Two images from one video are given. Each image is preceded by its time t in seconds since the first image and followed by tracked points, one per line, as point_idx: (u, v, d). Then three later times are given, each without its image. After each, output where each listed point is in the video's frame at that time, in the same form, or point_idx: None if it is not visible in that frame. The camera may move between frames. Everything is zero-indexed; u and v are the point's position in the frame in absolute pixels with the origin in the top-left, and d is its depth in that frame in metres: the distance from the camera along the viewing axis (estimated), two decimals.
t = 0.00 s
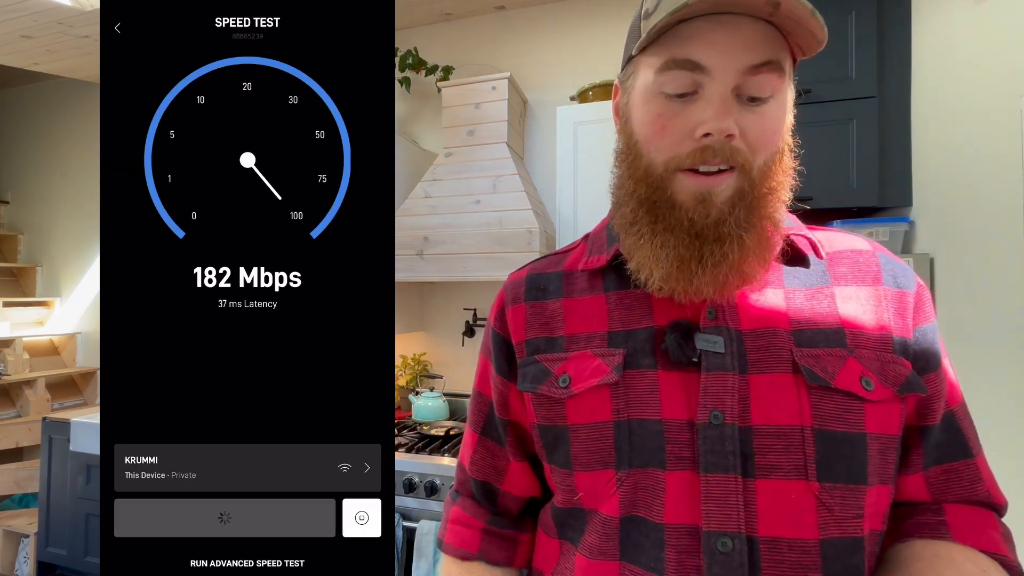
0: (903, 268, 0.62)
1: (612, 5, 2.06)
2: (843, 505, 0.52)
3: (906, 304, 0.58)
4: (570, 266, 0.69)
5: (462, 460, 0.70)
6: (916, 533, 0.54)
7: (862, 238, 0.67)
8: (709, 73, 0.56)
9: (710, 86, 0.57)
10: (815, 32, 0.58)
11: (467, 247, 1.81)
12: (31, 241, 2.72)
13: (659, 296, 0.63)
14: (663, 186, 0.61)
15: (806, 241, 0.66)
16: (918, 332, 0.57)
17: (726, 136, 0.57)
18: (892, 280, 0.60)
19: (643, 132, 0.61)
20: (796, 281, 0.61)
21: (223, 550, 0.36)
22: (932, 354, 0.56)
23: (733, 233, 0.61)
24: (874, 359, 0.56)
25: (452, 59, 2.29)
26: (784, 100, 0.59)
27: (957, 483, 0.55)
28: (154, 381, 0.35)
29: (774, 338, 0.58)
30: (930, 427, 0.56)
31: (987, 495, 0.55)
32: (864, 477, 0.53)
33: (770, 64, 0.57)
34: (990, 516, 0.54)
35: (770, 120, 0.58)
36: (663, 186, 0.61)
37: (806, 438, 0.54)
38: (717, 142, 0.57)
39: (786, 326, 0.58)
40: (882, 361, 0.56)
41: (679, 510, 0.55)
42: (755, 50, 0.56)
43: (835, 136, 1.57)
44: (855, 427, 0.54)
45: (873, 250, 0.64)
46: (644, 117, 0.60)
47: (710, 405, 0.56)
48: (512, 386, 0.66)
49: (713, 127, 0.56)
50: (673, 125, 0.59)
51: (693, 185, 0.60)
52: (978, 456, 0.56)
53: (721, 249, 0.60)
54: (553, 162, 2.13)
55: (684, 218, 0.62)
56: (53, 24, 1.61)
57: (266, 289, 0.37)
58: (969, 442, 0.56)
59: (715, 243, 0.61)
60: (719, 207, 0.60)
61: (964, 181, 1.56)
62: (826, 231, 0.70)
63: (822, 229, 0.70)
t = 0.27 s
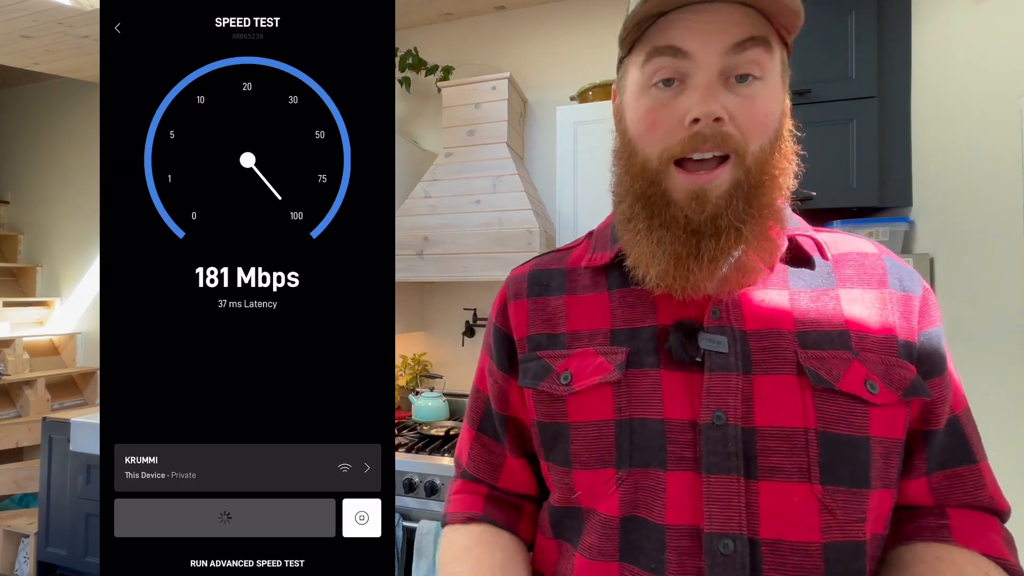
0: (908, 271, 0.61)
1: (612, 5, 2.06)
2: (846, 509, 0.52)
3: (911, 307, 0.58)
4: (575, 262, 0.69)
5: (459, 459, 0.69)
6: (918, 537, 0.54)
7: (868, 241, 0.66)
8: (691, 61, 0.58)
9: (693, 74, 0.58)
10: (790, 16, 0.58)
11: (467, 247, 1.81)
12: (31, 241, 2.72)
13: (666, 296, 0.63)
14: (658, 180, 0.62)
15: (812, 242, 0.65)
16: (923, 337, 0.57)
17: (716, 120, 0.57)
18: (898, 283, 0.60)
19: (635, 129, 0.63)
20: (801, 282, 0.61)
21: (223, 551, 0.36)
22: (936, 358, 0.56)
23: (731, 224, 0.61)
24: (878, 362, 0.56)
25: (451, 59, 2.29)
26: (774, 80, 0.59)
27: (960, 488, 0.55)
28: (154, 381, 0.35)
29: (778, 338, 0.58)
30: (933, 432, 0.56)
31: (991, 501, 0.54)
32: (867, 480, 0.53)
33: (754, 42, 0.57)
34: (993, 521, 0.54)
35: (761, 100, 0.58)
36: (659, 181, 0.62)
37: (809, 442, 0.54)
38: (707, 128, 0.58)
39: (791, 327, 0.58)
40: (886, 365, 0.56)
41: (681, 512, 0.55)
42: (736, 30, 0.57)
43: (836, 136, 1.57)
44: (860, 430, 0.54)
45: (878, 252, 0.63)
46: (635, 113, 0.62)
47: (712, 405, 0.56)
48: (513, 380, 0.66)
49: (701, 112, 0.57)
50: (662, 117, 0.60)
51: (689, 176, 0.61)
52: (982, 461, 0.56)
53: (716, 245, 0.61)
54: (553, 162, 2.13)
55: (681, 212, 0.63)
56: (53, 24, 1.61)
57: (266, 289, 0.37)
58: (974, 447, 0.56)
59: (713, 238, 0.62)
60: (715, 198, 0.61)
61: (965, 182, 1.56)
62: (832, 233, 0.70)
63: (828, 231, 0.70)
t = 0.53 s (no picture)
0: (909, 278, 0.62)
1: (611, 5, 2.06)
2: (857, 507, 0.53)
3: (913, 313, 0.59)
4: (585, 258, 0.70)
5: (460, 460, 0.68)
6: (913, 538, 0.54)
7: (868, 247, 0.67)
8: (681, 71, 0.61)
9: (685, 82, 0.61)
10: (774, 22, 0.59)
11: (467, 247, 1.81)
12: (31, 241, 2.71)
13: (678, 293, 0.63)
14: (659, 182, 0.65)
15: (818, 244, 0.66)
16: (923, 341, 0.59)
17: (709, 124, 0.59)
18: (899, 288, 0.61)
19: (634, 136, 0.66)
20: (809, 284, 0.61)
21: (222, 551, 0.36)
22: (936, 362, 0.58)
23: (732, 216, 0.63)
24: (885, 364, 0.56)
25: (451, 59, 2.29)
26: (765, 81, 0.61)
27: (952, 489, 0.55)
28: (154, 381, 0.35)
29: (789, 337, 0.58)
30: (931, 434, 0.56)
31: (981, 503, 0.55)
32: (877, 479, 0.53)
33: (741, 48, 0.59)
34: (982, 523, 0.55)
35: (753, 102, 0.60)
36: (659, 183, 0.65)
37: (822, 438, 0.54)
38: (701, 133, 0.60)
39: (801, 328, 0.58)
40: (892, 368, 0.56)
41: (694, 510, 0.55)
42: (723, 38, 0.60)
43: (836, 136, 1.57)
44: (869, 429, 0.54)
45: (882, 259, 0.64)
46: (633, 122, 0.65)
47: (727, 403, 0.56)
48: (521, 374, 0.66)
49: (694, 118, 0.59)
50: (658, 124, 0.62)
51: (688, 177, 0.63)
52: (974, 464, 0.57)
53: (718, 234, 0.63)
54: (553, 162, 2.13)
55: (683, 209, 0.65)
56: (53, 24, 1.60)
57: (266, 289, 0.37)
58: (967, 449, 0.57)
59: (715, 230, 0.64)
60: (716, 195, 0.63)
61: (965, 182, 1.56)
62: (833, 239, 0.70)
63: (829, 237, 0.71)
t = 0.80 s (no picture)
0: (906, 275, 0.62)
1: (611, 5, 2.06)
2: (859, 503, 0.52)
3: (910, 310, 0.59)
4: (583, 260, 0.70)
5: (461, 463, 0.67)
6: (915, 533, 0.54)
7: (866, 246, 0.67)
8: (674, 75, 0.61)
9: (678, 87, 0.61)
10: (762, 27, 0.59)
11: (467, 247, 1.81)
12: (31, 240, 2.71)
13: (679, 300, 0.63)
14: (654, 187, 0.65)
15: (816, 242, 0.66)
16: (920, 338, 0.59)
17: (702, 129, 0.60)
18: (897, 286, 0.61)
19: (630, 140, 0.66)
20: (807, 282, 0.61)
21: (222, 550, 0.36)
22: (933, 358, 0.58)
23: (727, 225, 0.64)
24: (883, 360, 0.56)
25: (451, 59, 2.29)
26: (759, 85, 0.61)
27: (953, 484, 0.55)
28: (154, 381, 0.35)
29: (787, 336, 0.58)
30: (931, 429, 0.56)
31: (983, 498, 0.55)
32: (878, 475, 0.53)
33: (733, 53, 0.60)
34: (983, 517, 0.55)
35: (747, 106, 0.60)
36: (655, 188, 0.65)
37: (824, 435, 0.54)
38: (694, 138, 0.60)
39: (800, 328, 0.58)
40: (890, 364, 0.56)
41: (699, 508, 0.55)
42: (715, 43, 0.60)
43: (836, 136, 1.57)
44: (870, 425, 0.54)
45: (879, 256, 0.64)
46: (629, 127, 0.65)
47: (729, 402, 0.56)
48: (523, 375, 0.66)
49: (687, 123, 0.60)
50: (653, 129, 0.63)
51: (684, 183, 0.63)
52: (973, 459, 0.56)
53: (715, 246, 0.63)
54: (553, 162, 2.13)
55: (678, 215, 0.65)
56: (53, 24, 1.60)
57: (266, 289, 0.37)
58: (965, 444, 0.56)
59: (713, 242, 0.64)
60: (711, 200, 0.63)
61: (965, 182, 1.56)
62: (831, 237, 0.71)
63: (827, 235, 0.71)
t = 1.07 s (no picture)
0: (900, 274, 0.63)
1: (611, 5, 2.06)
2: (856, 500, 0.53)
3: (904, 309, 0.60)
4: (581, 262, 0.70)
5: (464, 463, 0.67)
6: (911, 529, 0.54)
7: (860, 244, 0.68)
8: (670, 80, 0.62)
9: (673, 91, 0.61)
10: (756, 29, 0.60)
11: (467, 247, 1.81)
12: (31, 240, 2.71)
13: (674, 295, 0.63)
14: (651, 188, 0.65)
15: (811, 242, 0.66)
16: (915, 336, 0.59)
17: (698, 132, 0.60)
18: (891, 284, 0.61)
19: (626, 143, 0.66)
20: (803, 281, 0.61)
21: (222, 550, 0.36)
22: (928, 357, 0.58)
23: (722, 223, 0.64)
24: (879, 358, 0.56)
25: (451, 59, 2.29)
26: (753, 88, 0.61)
27: (948, 480, 0.55)
28: (154, 381, 0.35)
29: (784, 335, 0.58)
30: (926, 426, 0.56)
31: (977, 493, 0.55)
32: (874, 472, 0.53)
33: (727, 58, 0.60)
34: (977, 512, 0.55)
35: (741, 109, 0.61)
36: (651, 188, 0.65)
37: (820, 433, 0.54)
38: (690, 141, 0.61)
39: (797, 327, 0.58)
40: (886, 362, 0.56)
41: (697, 506, 0.54)
42: (710, 48, 0.60)
43: (836, 136, 1.57)
44: (866, 423, 0.54)
45: (873, 254, 0.64)
46: (625, 131, 0.66)
47: (727, 401, 0.56)
48: (523, 378, 0.66)
49: (683, 126, 0.60)
50: (649, 132, 0.63)
51: (680, 184, 0.64)
52: (969, 455, 0.57)
53: (709, 240, 0.63)
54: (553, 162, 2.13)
55: (674, 214, 0.65)
56: (53, 24, 1.60)
57: (266, 289, 0.37)
58: (962, 440, 0.57)
59: (706, 235, 0.64)
60: (706, 201, 0.63)
61: (964, 181, 1.56)
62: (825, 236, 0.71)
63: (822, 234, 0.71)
